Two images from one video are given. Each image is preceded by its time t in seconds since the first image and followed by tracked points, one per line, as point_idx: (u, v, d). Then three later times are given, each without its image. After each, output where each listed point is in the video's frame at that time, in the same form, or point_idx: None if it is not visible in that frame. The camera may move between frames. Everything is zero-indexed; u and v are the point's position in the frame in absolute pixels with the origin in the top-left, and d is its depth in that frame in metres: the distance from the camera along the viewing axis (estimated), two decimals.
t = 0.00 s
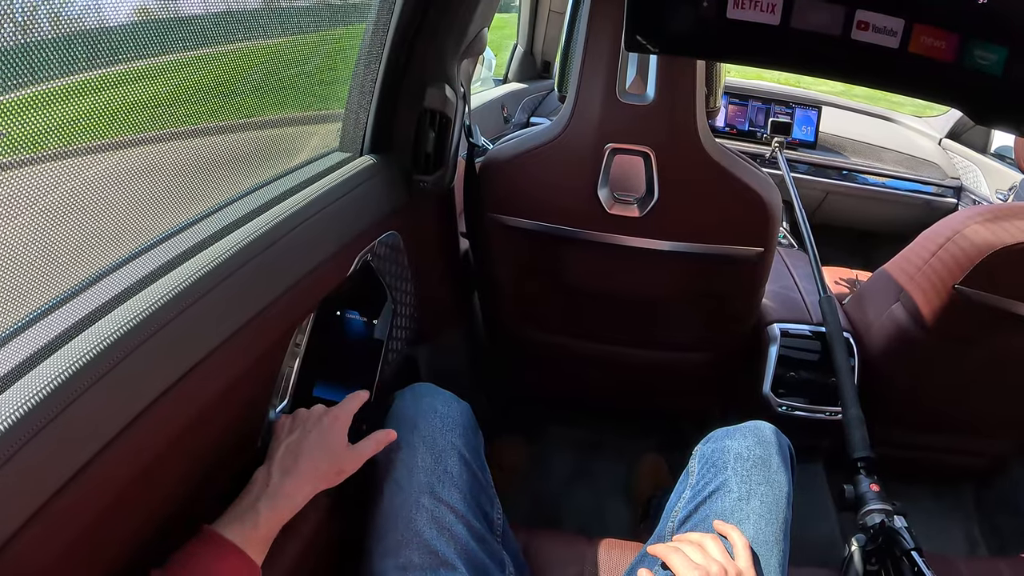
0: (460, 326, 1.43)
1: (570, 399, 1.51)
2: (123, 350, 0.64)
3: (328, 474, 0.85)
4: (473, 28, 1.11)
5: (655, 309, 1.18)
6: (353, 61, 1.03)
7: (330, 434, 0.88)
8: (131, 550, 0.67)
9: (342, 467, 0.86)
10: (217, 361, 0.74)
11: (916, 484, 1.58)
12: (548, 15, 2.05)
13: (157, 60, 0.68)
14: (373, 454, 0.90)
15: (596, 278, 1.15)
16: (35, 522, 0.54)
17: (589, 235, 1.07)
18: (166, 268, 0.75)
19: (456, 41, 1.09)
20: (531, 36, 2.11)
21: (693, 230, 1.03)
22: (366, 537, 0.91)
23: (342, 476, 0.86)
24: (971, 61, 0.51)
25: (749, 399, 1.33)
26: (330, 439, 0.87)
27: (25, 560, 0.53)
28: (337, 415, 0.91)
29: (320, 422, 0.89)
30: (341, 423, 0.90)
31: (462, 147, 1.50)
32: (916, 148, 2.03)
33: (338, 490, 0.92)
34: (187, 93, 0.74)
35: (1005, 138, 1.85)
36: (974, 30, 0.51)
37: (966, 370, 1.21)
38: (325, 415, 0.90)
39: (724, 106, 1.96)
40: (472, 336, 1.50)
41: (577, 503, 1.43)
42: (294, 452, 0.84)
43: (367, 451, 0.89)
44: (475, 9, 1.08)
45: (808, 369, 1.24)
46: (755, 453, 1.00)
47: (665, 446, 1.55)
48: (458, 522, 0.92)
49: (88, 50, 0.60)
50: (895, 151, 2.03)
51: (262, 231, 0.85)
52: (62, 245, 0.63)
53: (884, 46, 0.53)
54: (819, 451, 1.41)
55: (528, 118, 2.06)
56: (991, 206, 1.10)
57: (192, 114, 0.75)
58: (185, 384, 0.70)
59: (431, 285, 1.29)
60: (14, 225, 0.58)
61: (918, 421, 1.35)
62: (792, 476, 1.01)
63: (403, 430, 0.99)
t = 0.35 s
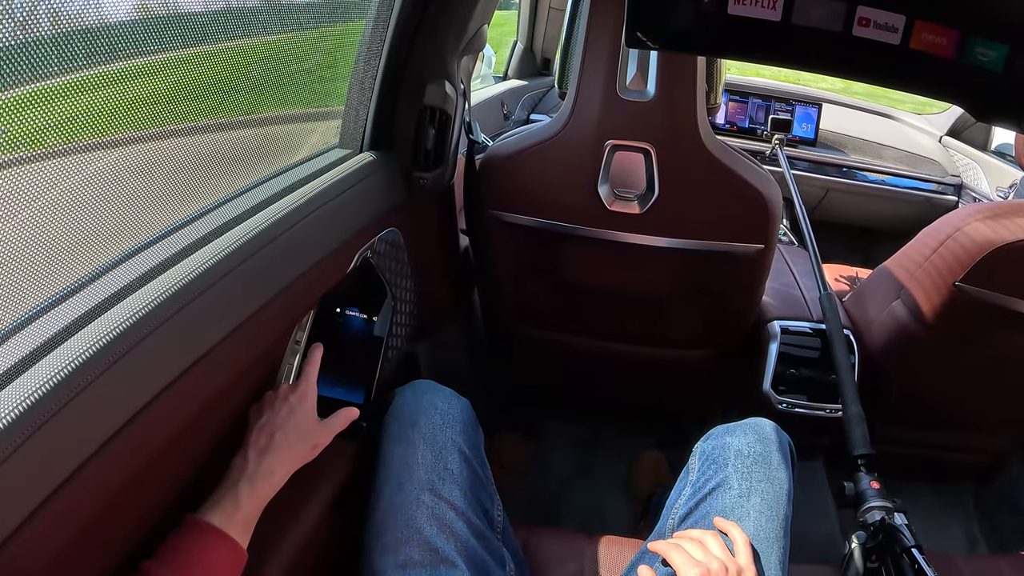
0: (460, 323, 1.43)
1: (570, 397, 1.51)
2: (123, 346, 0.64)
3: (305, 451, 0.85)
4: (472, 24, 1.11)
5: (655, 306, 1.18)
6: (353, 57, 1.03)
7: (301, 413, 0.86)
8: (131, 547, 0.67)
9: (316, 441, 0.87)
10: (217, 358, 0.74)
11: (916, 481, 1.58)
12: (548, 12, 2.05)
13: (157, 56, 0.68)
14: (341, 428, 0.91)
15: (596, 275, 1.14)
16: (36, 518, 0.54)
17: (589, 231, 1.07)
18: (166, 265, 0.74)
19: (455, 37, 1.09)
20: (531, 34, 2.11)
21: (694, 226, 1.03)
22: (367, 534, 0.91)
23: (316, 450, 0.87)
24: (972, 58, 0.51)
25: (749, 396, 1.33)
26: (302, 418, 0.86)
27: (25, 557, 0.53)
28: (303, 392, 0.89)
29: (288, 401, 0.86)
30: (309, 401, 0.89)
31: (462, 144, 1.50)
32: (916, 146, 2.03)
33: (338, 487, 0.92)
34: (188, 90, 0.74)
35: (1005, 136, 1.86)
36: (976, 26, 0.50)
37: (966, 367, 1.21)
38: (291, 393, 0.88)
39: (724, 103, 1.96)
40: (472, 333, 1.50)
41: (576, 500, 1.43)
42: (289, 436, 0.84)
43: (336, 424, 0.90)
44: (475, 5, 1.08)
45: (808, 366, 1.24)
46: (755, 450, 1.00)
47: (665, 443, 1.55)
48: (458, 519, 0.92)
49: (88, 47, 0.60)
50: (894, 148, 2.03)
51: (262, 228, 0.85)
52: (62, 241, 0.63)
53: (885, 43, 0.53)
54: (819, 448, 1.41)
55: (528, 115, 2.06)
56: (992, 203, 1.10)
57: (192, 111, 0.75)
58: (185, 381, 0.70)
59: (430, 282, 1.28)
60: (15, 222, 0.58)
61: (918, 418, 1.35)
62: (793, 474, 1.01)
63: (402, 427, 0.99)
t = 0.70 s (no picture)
0: (460, 321, 1.43)
1: (571, 394, 1.51)
2: (123, 344, 0.64)
3: (309, 451, 0.86)
4: (473, 22, 1.11)
5: (656, 303, 1.18)
6: (353, 55, 1.03)
7: (305, 413, 0.87)
8: (132, 545, 0.67)
9: (320, 440, 0.88)
10: (217, 356, 0.74)
11: (916, 479, 1.59)
12: (548, 9, 2.05)
13: (157, 55, 0.68)
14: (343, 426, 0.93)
15: (596, 272, 1.15)
16: (37, 516, 0.54)
17: (590, 229, 1.07)
18: (166, 263, 0.74)
19: (456, 35, 1.09)
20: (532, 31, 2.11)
21: (694, 224, 1.03)
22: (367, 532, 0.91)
23: (320, 449, 0.88)
24: (972, 56, 0.51)
25: (749, 393, 1.33)
26: (306, 418, 0.87)
27: (26, 555, 0.54)
28: (304, 392, 0.89)
29: (290, 401, 0.87)
30: (311, 402, 0.89)
31: (462, 142, 1.50)
32: (916, 143, 2.03)
33: (338, 485, 0.92)
34: (187, 88, 0.73)
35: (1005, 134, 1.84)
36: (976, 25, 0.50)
37: (966, 365, 1.21)
38: (293, 393, 0.88)
39: (724, 101, 1.96)
40: (472, 331, 1.50)
41: (577, 498, 1.44)
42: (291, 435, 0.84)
43: (338, 424, 0.92)
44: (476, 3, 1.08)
45: (807, 363, 1.24)
46: (756, 448, 1.00)
47: (665, 441, 1.55)
48: (458, 516, 0.92)
49: (88, 46, 0.60)
50: (895, 146, 2.03)
51: (262, 225, 0.85)
52: (62, 240, 0.63)
53: (886, 41, 0.53)
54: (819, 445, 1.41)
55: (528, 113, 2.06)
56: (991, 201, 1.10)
57: (192, 109, 0.75)
58: (185, 379, 0.70)
59: (431, 279, 1.28)
60: (15, 221, 0.58)
61: (918, 416, 1.35)
62: (792, 471, 1.01)
63: (403, 425, 0.99)
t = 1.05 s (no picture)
0: (460, 319, 1.43)
1: (571, 392, 1.50)
2: (122, 342, 0.64)
3: (336, 418, 0.88)
4: (474, 19, 1.10)
5: (657, 301, 1.17)
6: (352, 52, 1.03)
7: (331, 383, 0.90)
8: (130, 545, 0.67)
9: (346, 408, 0.90)
10: (217, 353, 0.74)
11: (917, 477, 1.58)
12: (548, 7, 2.04)
13: (156, 52, 0.67)
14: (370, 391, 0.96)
15: (598, 270, 1.14)
16: (35, 515, 0.54)
17: (591, 227, 1.06)
18: (165, 261, 0.74)
19: (456, 32, 1.08)
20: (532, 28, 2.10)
21: (697, 221, 1.02)
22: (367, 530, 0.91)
23: (346, 418, 0.91)
24: (977, 53, 0.50)
25: (750, 392, 1.33)
26: (330, 389, 0.89)
27: (24, 553, 0.53)
28: (331, 363, 0.92)
29: (317, 372, 0.90)
30: (337, 372, 0.92)
31: (462, 140, 1.49)
32: (917, 141, 2.02)
33: (338, 484, 0.91)
34: (187, 86, 0.73)
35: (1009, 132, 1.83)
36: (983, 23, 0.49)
37: (969, 364, 1.21)
38: (321, 364, 0.91)
39: (725, 98, 1.96)
40: (472, 330, 1.49)
41: (577, 496, 1.43)
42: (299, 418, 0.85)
43: (365, 391, 0.95)
44: None
45: (809, 362, 1.23)
46: (758, 447, 0.99)
47: (665, 439, 1.55)
48: (459, 517, 0.91)
49: (86, 42, 0.59)
50: (896, 144, 2.02)
51: (261, 223, 0.85)
52: (61, 238, 0.63)
53: (892, 38, 0.52)
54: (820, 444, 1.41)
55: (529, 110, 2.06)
56: (993, 199, 1.10)
57: (192, 106, 0.75)
58: (185, 377, 0.69)
59: (431, 277, 1.28)
60: (13, 220, 0.57)
61: (919, 414, 1.34)
62: (794, 470, 1.00)
63: (403, 424, 0.98)
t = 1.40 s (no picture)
0: (460, 317, 1.42)
1: (572, 390, 1.50)
2: (122, 340, 0.63)
3: (342, 415, 0.90)
4: (474, 15, 1.10)
5: (658, 299, 1.17)
6: (352, 50, 1.03)
7: (338, 381, 0.91)
8: (130, 543, 0.67)
9: (351, 405, 0.92)
10: (217, 351, 0.74)
11: (917, 476, 1.58)
12: (549, 4, 2.04)
13: (156, 51, 0.67)
14: (371, 386, 0.97)
15: (598, 268, 1.14)
16: (35, 514, 0.54)
17: (591, 225, 1.06)
18: (165, 259, 0.74)
19: (456, 29, 1.08)
20: (532, 26, 2.10)
21: (697, 219, 1.02)
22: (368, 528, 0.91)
23: (350, 415, 0.92)
24: (978, 51, 0.49)
25: (750, 390, 1.33)
26: (337, 387, 0.91)
27: (26, 550, 0.53)
28: (338, 361, 0.93)
29: (324, 369, 0.91)
30: (343, 369, 0.93)
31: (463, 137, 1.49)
32: (918, 139, 2.02)
33: (339, 482, 0.91)
34: (188, 85, 0.73)
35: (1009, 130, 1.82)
36: (984, 21, 0.49)
37: (969, 362, 1.21)
38: (328, 362, 0.92)
39: (726, 96, 1.95)
40: (473, 327, 1.49)
41: (577, 494, 1.43)
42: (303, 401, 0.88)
43: (367, 387, 0.96)
44: None
45: (809, 360, 1.23)
46: (759, 445, 0.99)
47: (666, 437, 1.55)
48: (459, 515, 0.91)
49: (86, 41, 0.59)
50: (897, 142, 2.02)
51: (262, 221, 0.85)
52: (61, 237, 0.63)
53: (894, 36, 0.51)
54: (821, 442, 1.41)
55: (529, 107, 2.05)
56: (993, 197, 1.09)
57: (192, 105, 0.74)
58: (186, 374, 0.69)
59: (432, 275, 1.28)
60: (13, 219, 0.57)
61: (920, 413, 1.34)
62: (795, 468, 1.00)
63: (403, 423, 0.98)
